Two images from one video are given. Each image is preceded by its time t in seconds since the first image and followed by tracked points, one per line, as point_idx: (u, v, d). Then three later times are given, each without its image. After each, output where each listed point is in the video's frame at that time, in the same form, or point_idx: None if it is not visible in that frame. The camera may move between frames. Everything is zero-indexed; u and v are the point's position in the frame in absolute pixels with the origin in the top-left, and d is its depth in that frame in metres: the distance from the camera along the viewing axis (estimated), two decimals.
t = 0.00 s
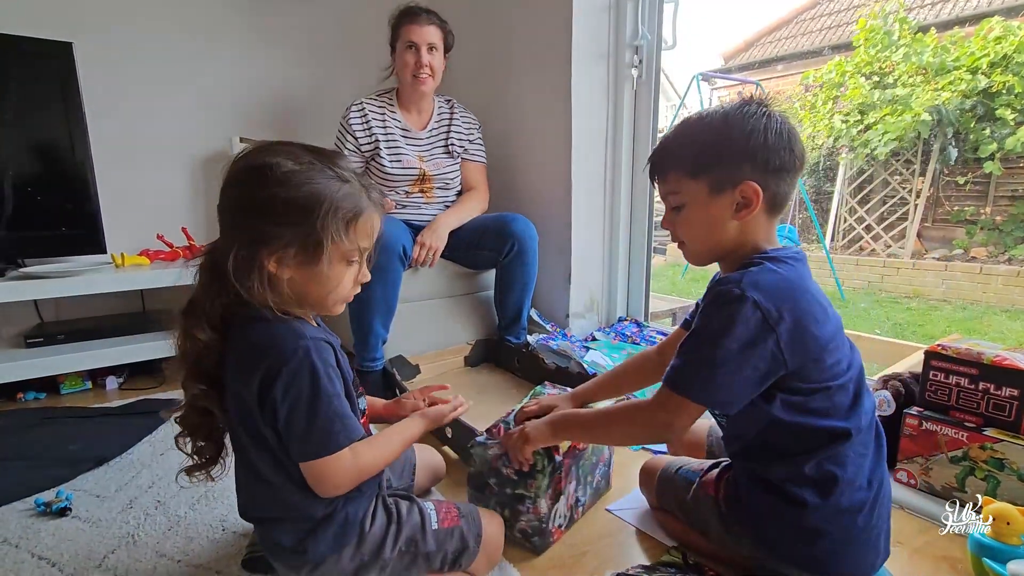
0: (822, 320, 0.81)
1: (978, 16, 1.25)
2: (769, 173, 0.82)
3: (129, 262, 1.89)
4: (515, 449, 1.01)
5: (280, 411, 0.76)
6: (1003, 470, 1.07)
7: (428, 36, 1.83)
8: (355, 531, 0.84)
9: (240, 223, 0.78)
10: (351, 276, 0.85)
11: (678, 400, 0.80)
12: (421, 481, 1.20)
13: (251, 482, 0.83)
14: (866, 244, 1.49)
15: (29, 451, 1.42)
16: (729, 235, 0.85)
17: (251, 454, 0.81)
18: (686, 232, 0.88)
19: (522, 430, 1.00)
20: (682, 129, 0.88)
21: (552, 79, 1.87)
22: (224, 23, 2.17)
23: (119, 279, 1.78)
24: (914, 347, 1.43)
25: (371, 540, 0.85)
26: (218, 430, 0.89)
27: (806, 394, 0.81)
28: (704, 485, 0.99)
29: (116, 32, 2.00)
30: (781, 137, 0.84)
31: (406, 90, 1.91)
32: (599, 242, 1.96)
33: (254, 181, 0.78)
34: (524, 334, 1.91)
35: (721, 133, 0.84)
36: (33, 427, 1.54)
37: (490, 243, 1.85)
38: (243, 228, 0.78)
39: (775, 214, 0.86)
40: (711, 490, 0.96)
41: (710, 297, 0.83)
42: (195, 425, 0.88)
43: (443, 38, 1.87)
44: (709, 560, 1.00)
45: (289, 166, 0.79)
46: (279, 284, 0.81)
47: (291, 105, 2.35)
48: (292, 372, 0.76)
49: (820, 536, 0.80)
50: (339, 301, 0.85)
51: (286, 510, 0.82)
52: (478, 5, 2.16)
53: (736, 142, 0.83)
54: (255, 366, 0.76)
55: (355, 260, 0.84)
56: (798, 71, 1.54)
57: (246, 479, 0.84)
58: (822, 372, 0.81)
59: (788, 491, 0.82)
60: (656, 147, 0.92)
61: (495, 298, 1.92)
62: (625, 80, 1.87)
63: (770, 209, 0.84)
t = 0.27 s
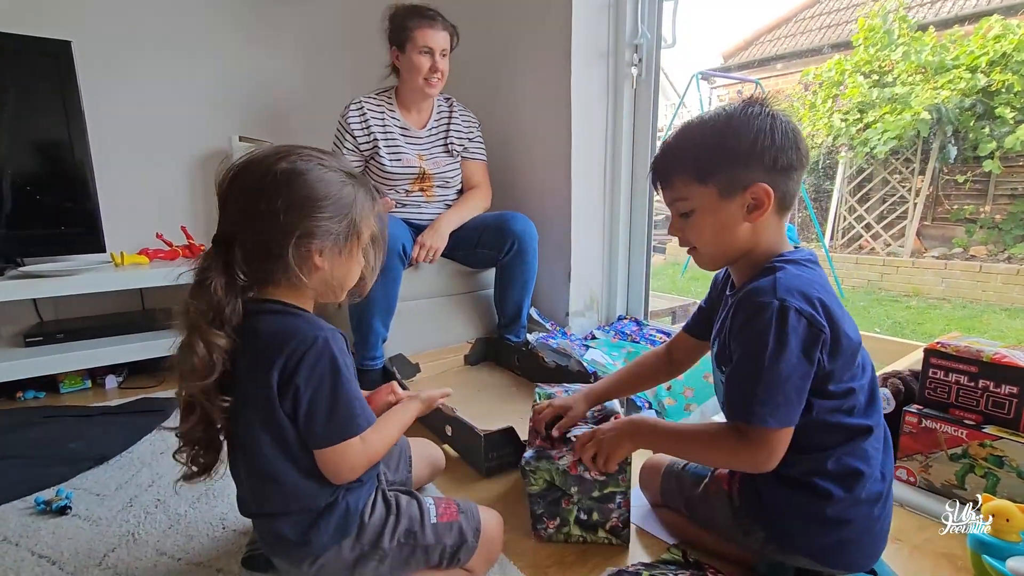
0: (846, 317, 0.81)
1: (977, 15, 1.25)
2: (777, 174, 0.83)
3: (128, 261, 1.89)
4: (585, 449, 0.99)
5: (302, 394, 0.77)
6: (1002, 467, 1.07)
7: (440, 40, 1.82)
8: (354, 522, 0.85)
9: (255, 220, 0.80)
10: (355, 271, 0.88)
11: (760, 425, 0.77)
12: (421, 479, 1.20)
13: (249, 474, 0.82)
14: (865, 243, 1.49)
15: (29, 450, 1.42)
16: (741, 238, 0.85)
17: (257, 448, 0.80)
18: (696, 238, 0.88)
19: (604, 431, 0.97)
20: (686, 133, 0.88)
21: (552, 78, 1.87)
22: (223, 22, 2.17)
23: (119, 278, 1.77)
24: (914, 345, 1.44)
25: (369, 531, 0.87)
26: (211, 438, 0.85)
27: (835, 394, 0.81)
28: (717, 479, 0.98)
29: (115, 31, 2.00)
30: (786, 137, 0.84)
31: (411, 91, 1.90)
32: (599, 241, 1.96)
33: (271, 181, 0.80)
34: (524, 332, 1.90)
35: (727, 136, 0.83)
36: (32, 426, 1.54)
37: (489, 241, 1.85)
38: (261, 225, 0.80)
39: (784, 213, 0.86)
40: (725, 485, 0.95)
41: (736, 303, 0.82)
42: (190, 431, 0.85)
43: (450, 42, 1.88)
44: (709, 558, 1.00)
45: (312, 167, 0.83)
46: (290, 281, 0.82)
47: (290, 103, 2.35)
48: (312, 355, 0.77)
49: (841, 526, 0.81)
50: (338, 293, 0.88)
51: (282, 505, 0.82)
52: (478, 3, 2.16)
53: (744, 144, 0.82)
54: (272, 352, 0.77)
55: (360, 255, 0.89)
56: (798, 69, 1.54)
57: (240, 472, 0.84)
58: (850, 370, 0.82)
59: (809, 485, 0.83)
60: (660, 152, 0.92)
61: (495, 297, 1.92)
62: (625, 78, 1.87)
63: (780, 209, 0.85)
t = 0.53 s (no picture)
0: (851, 317, 0.80)
1: (978, 11, 1.25)
2: (793, 174, 0.82)
3: (125, 260, 1.88)
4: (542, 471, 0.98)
5: (346, 357, 0.81)
6: (1003, 465, 1.06)
7: (439, 38, 1.81)
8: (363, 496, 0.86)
9: (296, 206, 0.84)
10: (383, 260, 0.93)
11: (716, 415, 0.79)
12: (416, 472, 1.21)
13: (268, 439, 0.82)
14: (865, 241, 1.49)
15: (24, 449, 1.41)
16: (755, 239, 0.84)
17: (286, 413, 0.80)
18: (709, 240, 0.87)
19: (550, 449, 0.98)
20: (698, 131, 0.86)
21: (550, 75, 1.86)
22: (220, 19, 2.16)
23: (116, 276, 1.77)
24: (914, 343, 1.43)
25: (375, 506, 0.87)
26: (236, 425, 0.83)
27: (836, 393, 0.80)
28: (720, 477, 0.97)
29: (112, 28, 1.99)
30: (801, 135, 0.83)
31: (408, 88, 1.89)
32: (598, 239, 1.96)
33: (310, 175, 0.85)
34: (522, 330, 1.89)
35: (742, 136, 0.82)
36: (28, 425, 1.53)
37: (488, 239, 1.84)
38: (303, 214, 0.83)
39: (797, 212, 0.85)
40: (729, 483, 0.95)
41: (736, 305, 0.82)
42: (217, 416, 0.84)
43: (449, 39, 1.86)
44: (708, 557, 1.00)
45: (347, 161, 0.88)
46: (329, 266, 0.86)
47: (288, 101, 2.34)
48: (357, 320, 0.81)
49: (846, 524, 0.81)
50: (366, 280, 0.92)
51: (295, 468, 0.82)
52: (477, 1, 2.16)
53: (759, 144, 0.81)
54: (318, 317, 0.80)
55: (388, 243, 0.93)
56: (798, 66, 1.54)
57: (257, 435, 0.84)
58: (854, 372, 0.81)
59: (815, 482, 0.82)
60: (669, 149, 0.90)
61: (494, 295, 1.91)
62: (624, 76, 1.86)
63: (794, 208, 0.84)
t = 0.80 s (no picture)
0: (843, 314, 0.80)
1: (977, 9, 1.24)
2: (789, 168, 0.82)
3: (123, 259, 1.88)
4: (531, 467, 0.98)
5: (399, 301, 0.93)
6: (1002, 463, 1.06)
7: (435, 37, 1.80)
8: (387, 443, 0.97)
9: (364, 173, 0.95)
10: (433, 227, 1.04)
11: (693, 400, 0.80)
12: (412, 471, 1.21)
13: (312, 368, 0.94)
14: (865, 239, 1.48)
15: (22, 449, 1.41)
16: (753, 234, 0.84)
17: (337, 349, 0.92)
18: (707, 237, 0.86)
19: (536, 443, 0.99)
20: (692, 128, 0.86)
21: (549, 73, 1.86)
22: (218, 18, 2.16)
23: (115, 275, 1.76)
24: (914, 341, 1.43)
25: (394, 457, 0.98)
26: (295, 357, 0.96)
27: (824, 391, 0.81)
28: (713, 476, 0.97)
29: (109, 26, 1.99)
30: (795, 129, 0.83)
31: (406, 86, 1.89)
32: (597, 237, 1.96)
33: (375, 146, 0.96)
34: (521, 329, 1.89)
35: (738, 131, 0.82)
36: (26, 425, 1.53)
37: (486, 238, 1.84)
38: (367, 179, 0.95)
39: (793, 205, 0.85)
40: (723, 483, 0.95)
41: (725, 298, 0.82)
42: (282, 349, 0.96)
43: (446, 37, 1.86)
44: (705, 557, 1.00)
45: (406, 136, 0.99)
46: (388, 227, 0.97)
47: (286, 100, 2.33)
48: (410, 272, 0.94)
49: (841, 524, 0.80)
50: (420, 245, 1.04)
51: (333, 399, 0.93)
52: None
53: (754, 140, 0.81)
54: (378, 264, 0.92)
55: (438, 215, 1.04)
56: (798, 64, 1.54)
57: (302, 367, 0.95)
58: (844, 370, 0.81)
59: (806, 481, 0.82)
60: (664, 147, 0.90)
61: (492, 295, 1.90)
62: (623, 73, 1.86)
63: (791, 201, 0.84)
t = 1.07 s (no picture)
0: (850, 312, 0.79)
1: (976, 8, 1.24)
2: (788, 162, 0.81)
3: (122, 259, 1.88)
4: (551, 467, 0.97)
5: (413, 256, 0.97)
6: (1001, 462, 1.06)
7: (432, 37, 1.80)
8: (415, 404, 1.03)
9: (391, 144, 1.01)
10: (453, 199, 1.08)
11: (716, 413, 0.77)
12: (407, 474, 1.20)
13: (337, 317, 1.00)
14: (864, 238, 1.48)
15: (22, 449, 1.41)
16: (756, 231, 0.83)
17: (354, 298, 0.98)
18: (709, 237, 0.86)
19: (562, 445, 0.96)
20: (687, 129, 0.86)
21: (548, 73, 1.86)
22: (217, 17, 2.15)
23: (114, 275, 1.76)
24: (912, 340, 1.43)
25: (419, 418, 1.04)
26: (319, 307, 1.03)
27: (830, 392, 0.80)
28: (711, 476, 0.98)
29: (108, 26, 1.98)
30: (791, 123, 0.83)
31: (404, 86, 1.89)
32: (596, 237, 1.96)
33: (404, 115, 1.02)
34: (520, 329, 1.89)
35: (733, 129, 0.81)
36: (25, 425, 1.53)
37: (485, 238, 1.85)
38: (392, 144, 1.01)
39: (794, 200, 0.85)
40: (720, 483, 0.95)
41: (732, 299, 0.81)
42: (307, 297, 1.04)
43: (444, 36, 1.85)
44: (705, 556, 1.00)
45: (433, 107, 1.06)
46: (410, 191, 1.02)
47: (285, 100, 2.33)
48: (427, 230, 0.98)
49: (838, 525, 0.81)
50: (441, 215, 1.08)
51: (360, 351, 0.99)
52: None
53: (750, 136, 0.81)
54: (392, 217, 0.98)
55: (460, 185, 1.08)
56: (797, 63, 1.54)
57: (331, 319, 1.01)
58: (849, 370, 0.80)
59: (803, 482, 0.82)
60: (660, 150, 0.90)
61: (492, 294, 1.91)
62: (622, 72, 1.86)
63: (791, 196, 0.83)
